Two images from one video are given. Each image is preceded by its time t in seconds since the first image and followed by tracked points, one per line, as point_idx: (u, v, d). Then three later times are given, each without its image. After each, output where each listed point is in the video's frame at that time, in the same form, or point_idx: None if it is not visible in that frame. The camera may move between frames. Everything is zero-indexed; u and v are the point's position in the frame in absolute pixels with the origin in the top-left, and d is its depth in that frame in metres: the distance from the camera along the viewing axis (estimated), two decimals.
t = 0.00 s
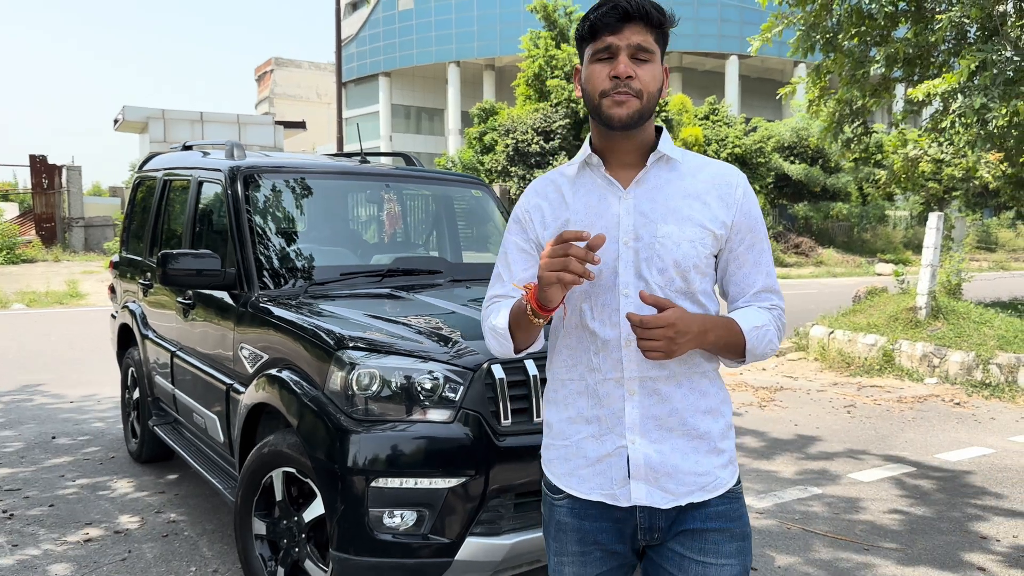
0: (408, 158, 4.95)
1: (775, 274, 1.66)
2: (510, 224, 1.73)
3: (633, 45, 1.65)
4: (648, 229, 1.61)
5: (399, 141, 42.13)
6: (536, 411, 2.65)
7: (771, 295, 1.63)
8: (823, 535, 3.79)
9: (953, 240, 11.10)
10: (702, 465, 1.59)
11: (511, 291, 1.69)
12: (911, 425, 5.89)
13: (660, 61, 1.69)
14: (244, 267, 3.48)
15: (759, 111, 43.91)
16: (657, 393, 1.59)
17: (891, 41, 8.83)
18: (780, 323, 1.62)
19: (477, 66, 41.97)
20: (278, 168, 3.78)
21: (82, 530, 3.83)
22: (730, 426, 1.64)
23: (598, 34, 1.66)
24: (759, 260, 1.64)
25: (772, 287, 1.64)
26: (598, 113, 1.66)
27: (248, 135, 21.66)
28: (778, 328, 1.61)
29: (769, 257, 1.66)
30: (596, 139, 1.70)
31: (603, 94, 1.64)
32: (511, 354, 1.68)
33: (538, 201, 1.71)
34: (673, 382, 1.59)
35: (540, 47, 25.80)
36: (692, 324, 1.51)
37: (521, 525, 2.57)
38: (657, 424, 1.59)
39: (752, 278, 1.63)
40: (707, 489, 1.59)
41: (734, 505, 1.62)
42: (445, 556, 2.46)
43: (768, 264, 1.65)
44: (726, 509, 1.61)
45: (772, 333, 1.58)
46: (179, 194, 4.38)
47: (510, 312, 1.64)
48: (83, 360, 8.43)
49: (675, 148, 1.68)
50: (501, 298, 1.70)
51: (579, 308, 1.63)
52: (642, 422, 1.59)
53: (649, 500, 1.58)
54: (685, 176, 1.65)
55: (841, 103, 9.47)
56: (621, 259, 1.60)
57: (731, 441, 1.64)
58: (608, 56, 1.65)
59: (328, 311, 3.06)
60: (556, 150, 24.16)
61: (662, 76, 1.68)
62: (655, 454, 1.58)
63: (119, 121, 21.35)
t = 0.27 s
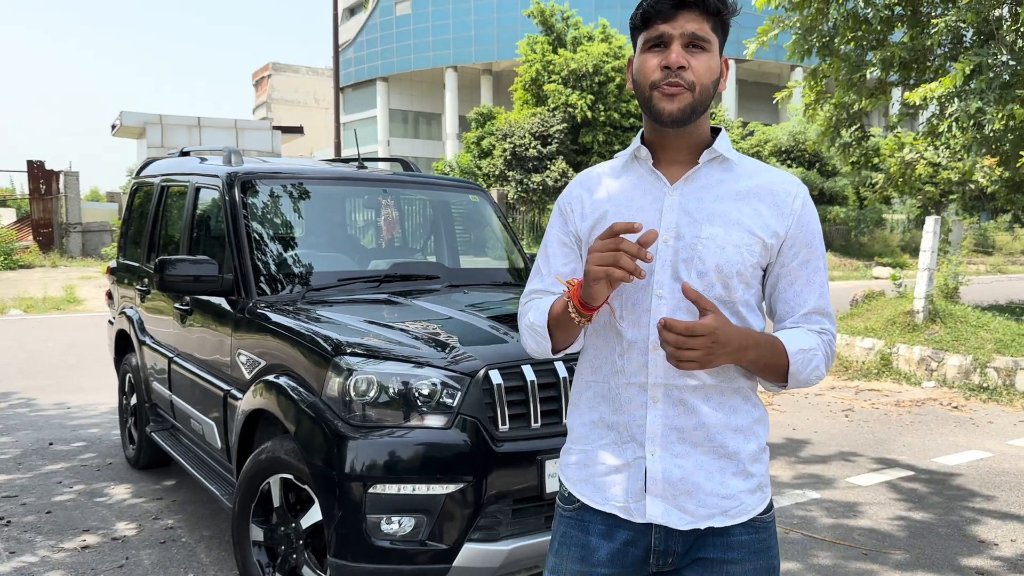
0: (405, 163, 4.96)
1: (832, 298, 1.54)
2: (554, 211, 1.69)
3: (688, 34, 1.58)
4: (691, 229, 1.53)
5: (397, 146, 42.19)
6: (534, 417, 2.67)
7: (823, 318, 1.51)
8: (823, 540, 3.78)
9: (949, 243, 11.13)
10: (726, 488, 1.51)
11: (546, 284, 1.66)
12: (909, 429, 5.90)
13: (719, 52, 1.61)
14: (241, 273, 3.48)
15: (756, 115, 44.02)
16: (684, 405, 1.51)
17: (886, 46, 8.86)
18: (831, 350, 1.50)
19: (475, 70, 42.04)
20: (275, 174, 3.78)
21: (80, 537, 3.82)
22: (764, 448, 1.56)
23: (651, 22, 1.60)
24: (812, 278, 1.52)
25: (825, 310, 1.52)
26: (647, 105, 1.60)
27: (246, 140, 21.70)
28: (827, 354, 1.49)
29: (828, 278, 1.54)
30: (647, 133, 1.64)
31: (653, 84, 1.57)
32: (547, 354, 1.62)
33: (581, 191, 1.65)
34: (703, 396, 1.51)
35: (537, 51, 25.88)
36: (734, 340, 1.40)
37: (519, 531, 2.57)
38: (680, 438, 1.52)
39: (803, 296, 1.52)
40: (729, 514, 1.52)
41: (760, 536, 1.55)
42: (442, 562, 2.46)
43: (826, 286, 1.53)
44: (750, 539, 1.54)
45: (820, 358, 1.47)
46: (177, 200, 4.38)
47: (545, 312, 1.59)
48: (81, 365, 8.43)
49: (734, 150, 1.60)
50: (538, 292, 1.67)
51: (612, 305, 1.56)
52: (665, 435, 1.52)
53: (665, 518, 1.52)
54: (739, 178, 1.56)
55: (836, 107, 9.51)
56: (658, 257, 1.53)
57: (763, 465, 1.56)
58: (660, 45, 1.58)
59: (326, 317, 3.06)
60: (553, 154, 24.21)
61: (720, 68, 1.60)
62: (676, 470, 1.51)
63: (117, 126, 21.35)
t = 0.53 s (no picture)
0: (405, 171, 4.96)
1: (864, 305, 1.44)
2: (580, 207, 1.65)
3: (720, 26, 1.53)
4: (718, 233, 1.48)
5: (397, 153, 42.26)
6: (534, 424, 2.66)
7: (847, 327, 1.41)
8: (825, 548, 3.77)
9: (948, 249, 11.14)
10: (741, 507, 1.46)
11: (572, 280, 1.61)
12: (909, 434, 5.89)
13: (754, 46, 1.56)
14: (241, 281, 3.48)
15: (755, 121, 44.09)
16: (702, 418, 1.46)
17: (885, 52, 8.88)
18: (852, 364, 1.39)
19: (475, 77, 42.13)
20: (274, 182, 3.79)
21: (79, 546, 3.81)
22: (783, 468, 1.50)
23: (683, 14, 1.56)
24: (841, 286, 1.43)
25: (849, 318, 1.41)
26: (678, 101, 1.56)
27: (246, 147, 21.73)
28: (843, 367, 1.38)
29: (862, 286, 1.44)
30: (679, 131, 1.60)
31: (684, 79, 1.53)
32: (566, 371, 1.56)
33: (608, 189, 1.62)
34: (724, 409, 1.45)
35: (536, 58, 25.98)
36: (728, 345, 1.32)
37: (518, 538, 2.56)
38: (696, 452, 1.46)
39: (826, 302, 1.43)
40: (742, 535, 1.46)
41: (773, 558, 1.49)
42: (441, 570, 2.45)
43: (857, 294, 1.42)
44: (763, 560, 1.49)
45: (831, 367, 1.36)
46: (177, 207, 4.38)
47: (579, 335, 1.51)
48: (81, 372, 8.44)
49: (768, 152, 1.54)
50: (561, 288, 1.62)
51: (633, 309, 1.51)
52: (680, 449, 1.47)
53: (675, 534, 1.47)
54: (771, 182, 1.51)
55: (835, 113, 9.53)
56: (683, 262, 1.48)
57: (781, 485, 1.50)
58: (692, 38, 1.54)
59: (326, 324, 3.06)
60: (553, 161, 24.25)
61: (755, 63, 1.55)
62: (691, 485, 1.46)
63: (117, 133, 21.39)
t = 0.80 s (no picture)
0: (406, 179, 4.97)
1: (880, 306, 1.41)
2: (580, 217, 1.65)
3: (723, 30, 1.52)
4: (725, 241, 1.48)
5: (398, 160, 42.34)
6: (536, 432, 2.66)
7: (864, 329, 1.38)
8: (828, 555, 3.76)
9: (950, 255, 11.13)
10: (755, 524, 1.45)
11: (569, 287, 1.61)
12: (912, 441, 5.87)
13: (756, 50, 1.56)
14: (244, 289, 3.48)
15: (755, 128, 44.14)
16: (715, 433, 1.45)
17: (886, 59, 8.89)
18: (873, 367, 1.36)
19: (476, 84, 42.23)
20: (277, 190, 3.79)
21: (81, 555, 3.80)
22: (795, 483, 1.49)
23: (685, 20, 1.56)
24: (854, 288, 1.41)
25: (865, 319, 1.38)
26: (680, 107, 1.55)
27: (248, 155, 21.77)
28: (865, 373, 1.34)
29: (875, 287, 1.42)
30: (681, 137, 1.60)
31: (687, 85, 1.53)
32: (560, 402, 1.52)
33: (611, 198, 1.62)
34: (736, 423, 1.44)
35: (538, 65, 26.12)
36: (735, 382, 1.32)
37: (522, 547, 2.55)
38: (709, 468, 1.45)
39: (841, 305, 1.41)
40: (756, 552, 1.45)
41: None
42: None
43: (871, 295, 1.40)
44: None
45: (850, 378, 1.32)
46: (179, 216, 4.39)
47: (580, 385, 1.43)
48: (82, 381, 8.44)
49: (772, 157, 1.55)
50: (556, 293, 1.61)
51: (639, 320, 1.51)
52: (693, 464, 1.46)
53: (689, 552, 1.46)
54: (777, 188, 1.51)
55: (836, 120, 9.54)
56: (691, 271, 1.48)
57: (793, 500, 1.49)
58: (695, 43, 1.53)
59: (328, 333, 3.06)
60: (554, 167, 24.28)
61: (757, 67, 1.55)
62: (704, 502, 1.45)
63: (119, 141, 21.42)
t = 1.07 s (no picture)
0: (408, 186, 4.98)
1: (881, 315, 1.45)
2: (574, 231, 1.62)
3: (712, 31, 1.53)
4: (727, 250, 1.48)
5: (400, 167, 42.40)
6: (540, 439, 2.66)
7: (871, 340, 1.43)
8: (833, 562, 3.74)
9: (954, 261, 11.11)
10: (770, 536, 1.45)
11: (579, 315, 1.56)
12: (917, 448, 5.86)
13: (744, 50, 1.57)
14: (247, 297, 3.48)
15: (757, 134, 44.16)
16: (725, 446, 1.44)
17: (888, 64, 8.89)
18: (878, 382, 1.41)
19: (478, 91, 42.31)
20: (279, 198, 3.80)
21: (84, 563, 3.79)
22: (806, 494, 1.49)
23: (672, 22, 1.56)
24: (858, 297, 1.44)
25: (874, 329, 1.43)
26: (673, 112, 1.54)
27: (251, 163, 21.82)
28: (872, 388, 1.40)
29: (875, 296, 1.46)
30: (673, 142, 1.59)
31: (679, 88, 1.53)
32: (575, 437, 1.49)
33: (606, 210, 1.59)
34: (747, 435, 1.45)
35: (539, 73, 26.16)
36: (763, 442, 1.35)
37: (525, 556, 2.55)
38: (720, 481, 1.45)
39: (849, 316, 1.44)
40: (771, 565, 1.45)
41: None
42: None
43: (873, 305, 1.45)
44: None
45: (863, 402, 1.38)
46: (182, 224, 4.39)
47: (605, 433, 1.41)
48: (85, 389, 8.44)
49: (765, 160, 1.55)
50: (572, 325, 1.55)
51: (644, 334, 1.51)
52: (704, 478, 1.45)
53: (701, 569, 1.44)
54: (773, 191, 1.51)
55: (839, 126, 9.54)
56: (693, 281, 1.47)
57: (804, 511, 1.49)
58: (684, 46, 1.53)
59: (331, 340, 3.06)
60: (556, 174, 24.30)
61: (746, 66, 1.56)
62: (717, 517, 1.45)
63: (122, 149, 21.47)
